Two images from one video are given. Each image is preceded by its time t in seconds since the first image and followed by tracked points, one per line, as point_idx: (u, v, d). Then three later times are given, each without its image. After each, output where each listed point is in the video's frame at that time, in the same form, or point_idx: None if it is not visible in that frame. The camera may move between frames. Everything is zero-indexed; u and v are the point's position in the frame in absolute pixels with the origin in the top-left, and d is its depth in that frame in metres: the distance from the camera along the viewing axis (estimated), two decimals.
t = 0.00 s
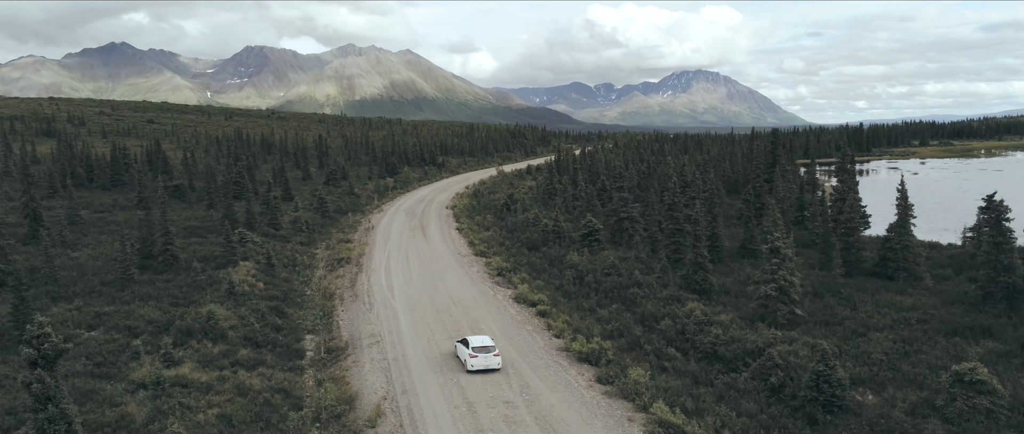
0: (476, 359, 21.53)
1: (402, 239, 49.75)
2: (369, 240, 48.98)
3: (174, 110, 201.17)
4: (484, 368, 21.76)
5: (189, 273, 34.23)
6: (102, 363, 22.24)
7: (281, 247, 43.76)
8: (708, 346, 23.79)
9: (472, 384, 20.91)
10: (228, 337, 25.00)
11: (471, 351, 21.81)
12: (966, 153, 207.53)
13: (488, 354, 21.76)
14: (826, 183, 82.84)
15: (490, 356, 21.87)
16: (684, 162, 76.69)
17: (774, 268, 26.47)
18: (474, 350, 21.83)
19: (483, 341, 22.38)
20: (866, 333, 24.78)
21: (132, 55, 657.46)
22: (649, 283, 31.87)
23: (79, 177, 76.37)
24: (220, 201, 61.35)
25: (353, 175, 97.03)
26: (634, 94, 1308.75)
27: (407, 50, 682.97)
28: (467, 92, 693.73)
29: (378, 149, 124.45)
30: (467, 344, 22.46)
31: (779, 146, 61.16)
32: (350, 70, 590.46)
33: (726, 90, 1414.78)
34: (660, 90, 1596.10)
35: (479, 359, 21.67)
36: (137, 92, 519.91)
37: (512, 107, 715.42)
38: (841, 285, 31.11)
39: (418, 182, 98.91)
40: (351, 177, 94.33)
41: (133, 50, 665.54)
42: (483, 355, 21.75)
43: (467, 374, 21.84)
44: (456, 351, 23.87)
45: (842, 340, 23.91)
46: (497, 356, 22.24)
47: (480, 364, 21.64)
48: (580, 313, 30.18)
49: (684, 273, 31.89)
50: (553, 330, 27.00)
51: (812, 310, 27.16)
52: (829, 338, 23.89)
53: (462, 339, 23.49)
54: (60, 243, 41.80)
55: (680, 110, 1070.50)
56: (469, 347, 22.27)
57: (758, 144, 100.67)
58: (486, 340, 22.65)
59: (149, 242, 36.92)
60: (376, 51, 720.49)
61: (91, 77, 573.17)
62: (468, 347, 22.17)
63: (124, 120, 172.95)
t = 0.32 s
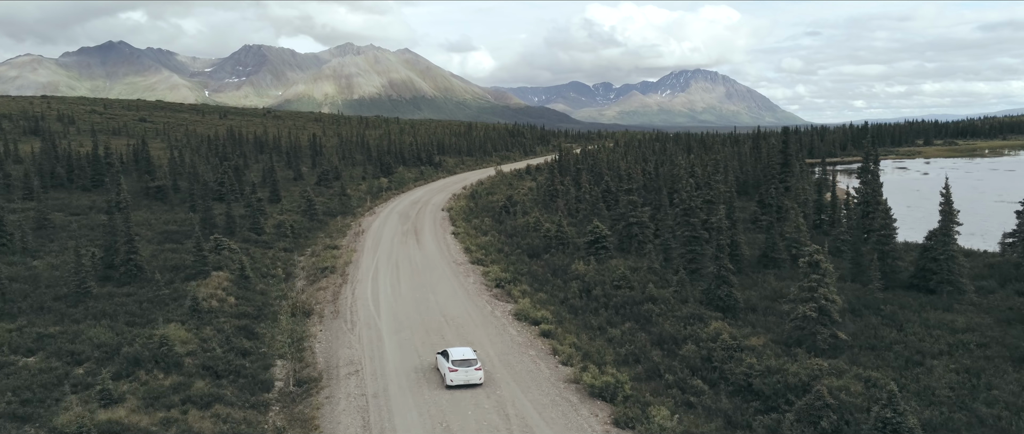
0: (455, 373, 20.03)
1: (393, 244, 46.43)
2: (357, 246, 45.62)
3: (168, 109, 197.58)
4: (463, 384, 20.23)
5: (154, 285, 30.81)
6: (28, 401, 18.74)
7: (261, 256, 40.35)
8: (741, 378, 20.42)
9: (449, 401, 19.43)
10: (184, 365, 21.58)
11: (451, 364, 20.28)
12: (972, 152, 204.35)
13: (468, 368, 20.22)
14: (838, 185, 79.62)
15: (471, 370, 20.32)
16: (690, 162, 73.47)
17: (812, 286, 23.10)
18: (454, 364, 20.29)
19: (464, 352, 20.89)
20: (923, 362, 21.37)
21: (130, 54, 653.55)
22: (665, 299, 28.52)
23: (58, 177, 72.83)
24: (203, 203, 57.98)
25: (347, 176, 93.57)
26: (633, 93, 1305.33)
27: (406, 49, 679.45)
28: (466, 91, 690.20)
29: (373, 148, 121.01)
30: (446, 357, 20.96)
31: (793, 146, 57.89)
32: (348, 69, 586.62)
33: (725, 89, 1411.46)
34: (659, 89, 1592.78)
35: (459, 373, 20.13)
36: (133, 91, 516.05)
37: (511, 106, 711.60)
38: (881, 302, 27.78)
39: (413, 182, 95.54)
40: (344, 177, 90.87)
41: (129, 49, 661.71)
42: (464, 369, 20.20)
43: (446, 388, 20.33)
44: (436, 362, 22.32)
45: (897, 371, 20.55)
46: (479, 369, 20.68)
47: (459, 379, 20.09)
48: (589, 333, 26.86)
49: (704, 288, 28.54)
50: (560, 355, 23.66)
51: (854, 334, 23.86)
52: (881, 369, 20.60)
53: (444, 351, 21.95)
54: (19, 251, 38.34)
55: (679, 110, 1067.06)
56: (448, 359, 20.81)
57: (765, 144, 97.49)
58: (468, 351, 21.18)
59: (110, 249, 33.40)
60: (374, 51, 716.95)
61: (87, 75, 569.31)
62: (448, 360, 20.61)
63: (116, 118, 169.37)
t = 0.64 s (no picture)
0: (430, 391, 18.26)
1: (383, 252, 42.69)
2: (345, 254, 41.91)
3: (160, 107, 193.52)
4: (438, 403, 18.43)
5: (105, 302, 27.12)
6: None
7: (237, 266, 36.72)
8: (793, 426, 16.83)
9: (424, 425, 17.55)
10: (119, 410, 17.95)
11: (426, 381, 18.52)
12: (981, 152, 200.64)
13: (445, 386, 18.44)
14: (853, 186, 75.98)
15: (448, 388, 18.54)
16: (699, 163, 69.88)
17: (871, 312, 19.51)
18: (429, 381, 18.51)
19: (441, 368, 19.16)
20: (1009, 406, 17.81)
21: (127, 52, 649.03)
22: (688, 320, 24.94)
23: (33, 178, 68.96)
24: (182, 205, 54.27)
25: (340, 176, 89.81)
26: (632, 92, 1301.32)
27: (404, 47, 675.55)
28: (465, 90, 686.28)
29: (369, 147, 117.13)
30: (422, 372, 19.28)
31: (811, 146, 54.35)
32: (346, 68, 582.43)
33: (724, 88, 1407.46)
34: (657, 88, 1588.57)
35: (435, 391, 18.34)
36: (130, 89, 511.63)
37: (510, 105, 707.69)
38: (937, 326, 24.20)
39: (409, 183, 91.88)
40: (336, 178, 87.05)
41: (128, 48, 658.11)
42: (440, 387, 18.42)
43: (422, 408, 18.57)
44: (414, 378, 20.51)
45: (982, 421, 16.98)
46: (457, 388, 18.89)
47: (435, 398, 18.30)
48: (602, 361, 23.28)
49: (733, 309, 24.90)
50: (568, 392, 20.09)
51: (918, 368, 20.27)
52: (962, 417, 17.05)
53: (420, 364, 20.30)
54: None
55: (679, 109, 1063.05)
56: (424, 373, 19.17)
57: (774, 143, 93.89)
58: (446, 366, 19.45)
59: (62, 260, 29.71)
60: (373, 49, 713.01)
61: (84, 74, 565.35)
62: (423, 377, 18.85)
63: (107, 116, 165.52)
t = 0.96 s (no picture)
0: (404, 413, 16.59)
1: (372, 260, 39.30)
2: (330, 263, 38.51)
3: (153, 105, 189.75)
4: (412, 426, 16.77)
5: (46, 325, 23.73)
6: None
7: (209, 278, 33.38)
8: None
9: None
10: None
11: (400, 402, 16.86)
12: (988, 151, 197.45)
13: (420, 407, 16.77)
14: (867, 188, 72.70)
15: (423, 410, 16.86)
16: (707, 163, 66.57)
17: (944, 349, 16.30)
18: (403, 402, 16.87)
19: (416, 388, 17.51)
20: None
21: (124, 51, 644.61)
22: (715, 349, 21.68)
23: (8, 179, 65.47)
24: (160, 208, 50.94)
25: (333, 177, 86.48)
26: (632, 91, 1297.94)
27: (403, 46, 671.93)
28: (464, 89, 682.94)
29: (364, 146, 113.75)
30: (396, 390, 17.66)
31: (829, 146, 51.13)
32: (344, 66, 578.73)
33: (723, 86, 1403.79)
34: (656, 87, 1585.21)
35: (409, 413, 16.68)
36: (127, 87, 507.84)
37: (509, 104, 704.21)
38: (1003, 357, 20.97)
39: (404, 183, 88.62)
40: (329, 179, 83.73)
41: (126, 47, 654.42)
42: (414, 409, 16.76)
43: (395, 431, 16.93)
44: (388, 397, 18.87)
45: None
46: (434, 409, 17.23)
47: (409, 420, 16.64)
48: (617, 398, 20.06)
49: (766, 337, 21.65)
50: None
51: (996, 414, 17.01)
52: None
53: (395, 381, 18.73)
54: None
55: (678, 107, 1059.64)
56: (398, 392, 17.56)
57: (781, 143, 90.54)
58: (421, 386, 17.78)
59: (4, 277, 26.36)
60: (372, 48, 709.35)
61: (81, 72, 561.46)
62: (397, 397, 17.21)
63: (99, 115, 162.07)
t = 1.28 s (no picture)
0: None
1: (358, 271, 35.98)
2: (313, 275, 35.20)
3: (144, 104, 185.98)
4: None
5: None
6: None
7: (175, 295, 30.13)
8: None
9: None
10: None
11: (370, 427, 15.84)
12: (996, 150, 194.12)
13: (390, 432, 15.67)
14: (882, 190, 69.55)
15: None
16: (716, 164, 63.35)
17: None
18: (373, 427, 15.84)
19: (389, 411, 16.44)
20: None
21: (121, 49, 640.25)
22: (752, 389, 18.39)
23: None
24: (134, 213, 47.60)
25: (326, 177, 83.14)
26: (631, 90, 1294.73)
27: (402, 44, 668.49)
28: (463, 87, 679.33)
29: (359, 146, 110.33)
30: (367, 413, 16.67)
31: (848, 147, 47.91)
32: (342, 65, 575.20)
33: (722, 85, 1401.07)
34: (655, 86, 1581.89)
35: None
36: (126, 86, 503.97)
37: (508, 103, 701.11)
38: None
39: (399, 184, 85.42)
40: (322, 181, 80.43)
41: (124, 46, 650.60)
42: None
43: None
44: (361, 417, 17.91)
45: None
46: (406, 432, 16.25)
47: None
48: None
49: (812, 376, 18.36)
50: None
51: None
52: None
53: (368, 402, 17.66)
54: None
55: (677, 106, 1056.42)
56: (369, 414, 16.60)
57: (790, 141, 87.25)
58: (394, 408, 16.70)
59: None
60: (370, 46, 705.21)
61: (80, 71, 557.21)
62: (368, 421, 16.20)
63: (89, 113, 158.35)
